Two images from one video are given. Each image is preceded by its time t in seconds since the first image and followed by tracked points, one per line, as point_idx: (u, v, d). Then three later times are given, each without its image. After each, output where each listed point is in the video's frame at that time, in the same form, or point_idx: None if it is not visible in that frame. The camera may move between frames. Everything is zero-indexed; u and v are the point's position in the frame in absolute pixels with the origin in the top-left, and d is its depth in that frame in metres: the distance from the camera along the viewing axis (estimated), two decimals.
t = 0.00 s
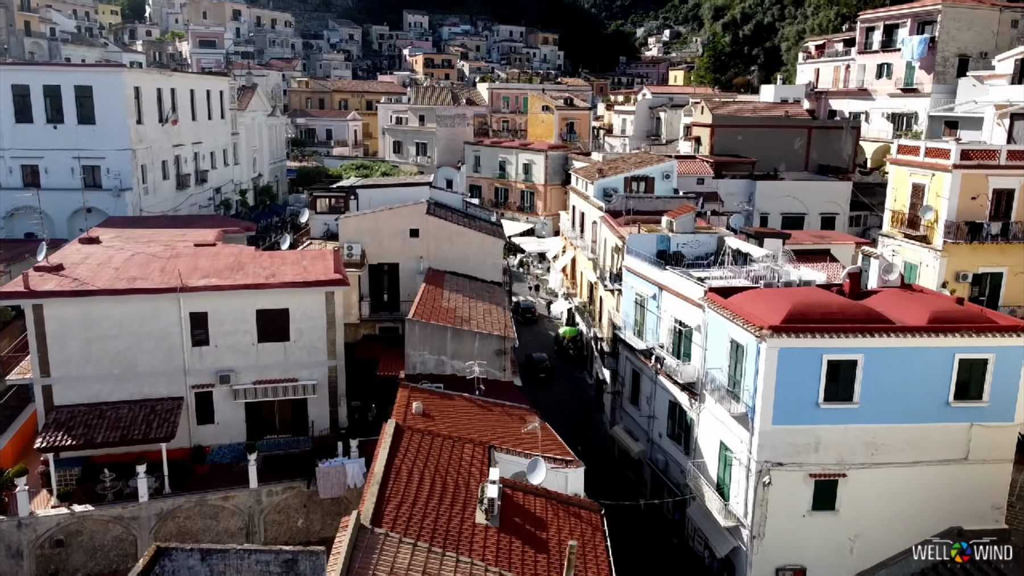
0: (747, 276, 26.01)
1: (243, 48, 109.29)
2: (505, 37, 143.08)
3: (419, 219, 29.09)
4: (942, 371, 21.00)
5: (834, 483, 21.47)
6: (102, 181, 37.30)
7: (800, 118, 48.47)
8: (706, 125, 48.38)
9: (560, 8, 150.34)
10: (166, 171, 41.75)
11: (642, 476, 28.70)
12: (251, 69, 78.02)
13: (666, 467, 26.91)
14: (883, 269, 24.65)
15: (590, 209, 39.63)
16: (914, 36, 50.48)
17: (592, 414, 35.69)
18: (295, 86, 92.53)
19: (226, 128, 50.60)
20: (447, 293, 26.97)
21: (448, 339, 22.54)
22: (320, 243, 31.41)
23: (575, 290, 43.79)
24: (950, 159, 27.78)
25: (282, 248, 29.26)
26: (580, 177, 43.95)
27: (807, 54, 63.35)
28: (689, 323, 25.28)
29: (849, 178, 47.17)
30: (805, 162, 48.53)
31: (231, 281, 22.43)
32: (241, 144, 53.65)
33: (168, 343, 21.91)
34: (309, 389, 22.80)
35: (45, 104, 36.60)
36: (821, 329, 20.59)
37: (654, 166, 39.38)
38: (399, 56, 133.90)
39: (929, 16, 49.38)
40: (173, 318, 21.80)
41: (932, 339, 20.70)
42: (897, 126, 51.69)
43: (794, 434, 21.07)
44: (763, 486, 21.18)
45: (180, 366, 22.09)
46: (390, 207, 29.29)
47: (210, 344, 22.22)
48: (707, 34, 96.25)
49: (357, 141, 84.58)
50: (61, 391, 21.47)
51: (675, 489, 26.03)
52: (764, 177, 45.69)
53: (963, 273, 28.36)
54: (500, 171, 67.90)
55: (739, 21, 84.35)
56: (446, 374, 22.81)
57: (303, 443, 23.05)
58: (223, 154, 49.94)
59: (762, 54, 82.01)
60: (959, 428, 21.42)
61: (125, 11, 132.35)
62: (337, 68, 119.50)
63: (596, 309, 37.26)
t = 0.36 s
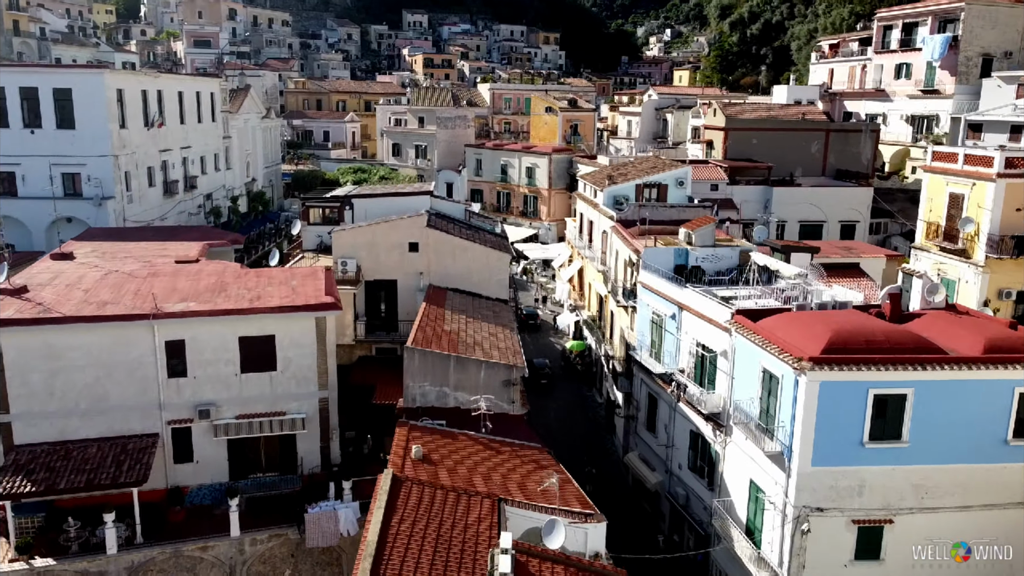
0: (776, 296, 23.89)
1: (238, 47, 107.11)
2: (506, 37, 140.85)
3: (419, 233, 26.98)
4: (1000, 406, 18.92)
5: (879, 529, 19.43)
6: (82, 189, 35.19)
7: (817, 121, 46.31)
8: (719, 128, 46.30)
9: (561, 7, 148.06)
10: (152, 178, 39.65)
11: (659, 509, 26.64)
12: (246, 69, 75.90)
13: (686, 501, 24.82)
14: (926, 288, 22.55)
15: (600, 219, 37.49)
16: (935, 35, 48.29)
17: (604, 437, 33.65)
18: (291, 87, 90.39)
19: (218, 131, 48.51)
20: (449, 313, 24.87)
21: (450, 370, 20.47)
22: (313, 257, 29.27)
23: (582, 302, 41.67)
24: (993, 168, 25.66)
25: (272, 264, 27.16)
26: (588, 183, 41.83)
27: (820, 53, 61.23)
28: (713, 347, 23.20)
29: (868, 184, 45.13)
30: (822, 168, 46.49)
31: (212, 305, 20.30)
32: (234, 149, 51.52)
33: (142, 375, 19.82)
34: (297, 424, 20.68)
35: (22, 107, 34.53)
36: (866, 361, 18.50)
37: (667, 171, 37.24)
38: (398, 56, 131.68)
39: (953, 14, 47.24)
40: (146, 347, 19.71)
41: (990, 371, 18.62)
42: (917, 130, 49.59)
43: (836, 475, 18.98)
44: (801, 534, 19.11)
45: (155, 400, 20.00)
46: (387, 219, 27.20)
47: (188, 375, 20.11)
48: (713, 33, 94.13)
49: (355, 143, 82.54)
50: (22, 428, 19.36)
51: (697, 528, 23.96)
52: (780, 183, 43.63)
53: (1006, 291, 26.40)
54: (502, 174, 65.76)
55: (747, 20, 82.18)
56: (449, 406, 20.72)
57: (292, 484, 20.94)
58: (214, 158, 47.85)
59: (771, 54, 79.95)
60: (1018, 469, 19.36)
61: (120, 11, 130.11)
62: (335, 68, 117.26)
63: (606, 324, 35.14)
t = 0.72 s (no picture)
0: (813, 321, 21.67)
1: (233, 47, 104.70)
2: (506, 37, 138.46)
3: (418, 250, 24.74)
4: None
5: None
6: (58, 199, 32.93)
7: (837, 125, 44.03)
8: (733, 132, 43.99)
9: (562, 6, 145.67)
10: (135, 186, 37.40)
11: (681, 551, 24.44)
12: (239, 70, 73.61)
13: (712, 546, 22.62)
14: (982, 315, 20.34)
15: (610, 230, 35.36)
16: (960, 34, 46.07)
17: (616, 465, 31.50)
18: (287, 88, 88.09)
19: (207, 135, 46.26)
20: (451, 339, 22.64)
21: (454, 409, 18.23)
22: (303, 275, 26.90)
23: (591, 316, 39.36)
24: None
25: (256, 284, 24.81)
26: (597, 190, 39.55)
27: (835, 53, 59.06)
28: (743, 380, 20.99)
29: (891, 191, 42.91)
30: (842, 174, 44.24)
31: (185, 337, 18.03)
32: (224, 153, 49.26)
33: (106, 418, 17.56)
34: (281, 470, 18.41)
35: None
36: (927, 404, 16.31)
37: (683, 179, 35.11)
38: (397, 56, 129.37)
39: (979, 12, 45.02)
40: (110, 386, 17.44)
41: None
42: (940, 133, 47.38)
43: (890, 532, 16.81)
44: None
45: (121, 446, 17.74)
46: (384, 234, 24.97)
47: (158, 417, 17.85)
48: (719, 33, 91.92)
49: (352, 146, 80.31)
50: None
51: None
52: (800, 190, 41.36)
53: None
54: (504, 179, 63.47)
55: (754, 19, 79.99)
56: (452, 450, 18.50)
57: (275, 536, 18.67)
58: (203, 164, 45.62)
59: (780, 54, 77.78)
60: None
61: (114, 10, 127.68)
62: (332, 68, 114.80)
63: (619, 343, 32.94)
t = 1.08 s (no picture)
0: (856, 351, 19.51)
1: (228, 47, 102.48)
2: (507, 37, 136.25)
3: (417, 269, 22.60)
4: None
5: None
6: (32, 210, 30.80)
7: (858, 128, 41.83)
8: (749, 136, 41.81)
9: (563, 5, 143.44)
10: (117, 194, 35.25)
11: None
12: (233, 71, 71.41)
13: None
14: None
15: (621, 242, 33.24)
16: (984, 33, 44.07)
17: (630, 496, 29.35)
18: (283, 89, 85.94)
19: (196, 139, 44.13)
20: (454, 371, 20.48)
21: (457, 458, 16.09)
22: (291, 293, 24.97)
23: (601, 332, 37.22)
24: None
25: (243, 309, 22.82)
26: (606, 199, 37.34)
27: (850, 53, 57.01)
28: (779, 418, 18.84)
29: (915, 198, 40.80)
30: (862, 180, 42.12)
31: (152, 376, 15.88)
32: (214, 158, 47.15)
33: (60, 470, 15.42)
34: (262, 526, 16.28)
35: None
36: (1002, 459, 14.21)
37: (699, 188, 32.91)
38: (396, 56, 127.23)
39: (1006, 11, 42.99)
40: (65, 435, 15.28)
41: None
42: (963, 136, 45.28)
43: None
44: None
45: (78, 502, 15.60)
46: (380, 252, 22.84)
47: (122, 467, 15.72)
48: (726, 32, 89.83)
49: (349, 149, 78.19)
50: None
51: None
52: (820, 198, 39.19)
53: None
54: (506, 183, 61.33)
55: (763, 18, 77.95)
56: (457, 504, 16.35)
57: None
58: (191, 169, 43.52)
59: (790, 54, 75.71)
60: None
61: (108, 10, 125.46)
62: (329, 69, 112.53)
63: (632, 365, 30.80)
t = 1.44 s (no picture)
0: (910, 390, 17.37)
1: (223, 46, 100.23)
2: (507, 36, 134.02)
3: (416, 292, 20.44)
4: None
5: None
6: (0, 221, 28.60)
7: (881, 132, 39.65)
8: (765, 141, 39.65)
9: (564, 4, 141.23)
10: (95, 204, 33.07)
11: None
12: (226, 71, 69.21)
13: None
14: None
15: (634, 254, 31.02)
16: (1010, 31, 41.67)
17: (646, 531, 27.23)
18: (279, 90, 83.76)
19: (183, 144, 41.91)
20: (457, 410, 18.31)
21: (462, 521, 13.95)
22: (278, 315, 22.83)
23: (611, 349, 35.02)
24: None
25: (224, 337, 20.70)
26: (616, 207, 35.12)
27: (866, 53, 54.80)
28: (824, 466, 16.71)
29: (942, 205, 38.60)
30: (885, 187, 39.93)
31: (109, 429, 13.69)
32: (202, 163, 44.99)
33: None
34: None
35: None
36: None
37: (718, 198, 30.75)
38: (394, 56, 125.01)
39: None
40: (4, 498, 13.10)
41: None
42: (989, 141, 43.07)
43: None
44: None
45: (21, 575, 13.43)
46: (375, 273, 20.68)
47: (72, 535, 13.53)
48: (732, 31, 87.58)
49: (346, 151, 75.98)
50: None
51: None
52: (843, 206, 36.99)
53: None
54: (509, 188, 59.07)
55: (771, 17, 75.75)
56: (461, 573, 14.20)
57: None
58: (177, 176, 41.37)
59: (799, 54, 73.47)
60: None
61: (102, 8, 123.15)
62: (326, 69, 110.28)
63: (648, 388, 28.62)
